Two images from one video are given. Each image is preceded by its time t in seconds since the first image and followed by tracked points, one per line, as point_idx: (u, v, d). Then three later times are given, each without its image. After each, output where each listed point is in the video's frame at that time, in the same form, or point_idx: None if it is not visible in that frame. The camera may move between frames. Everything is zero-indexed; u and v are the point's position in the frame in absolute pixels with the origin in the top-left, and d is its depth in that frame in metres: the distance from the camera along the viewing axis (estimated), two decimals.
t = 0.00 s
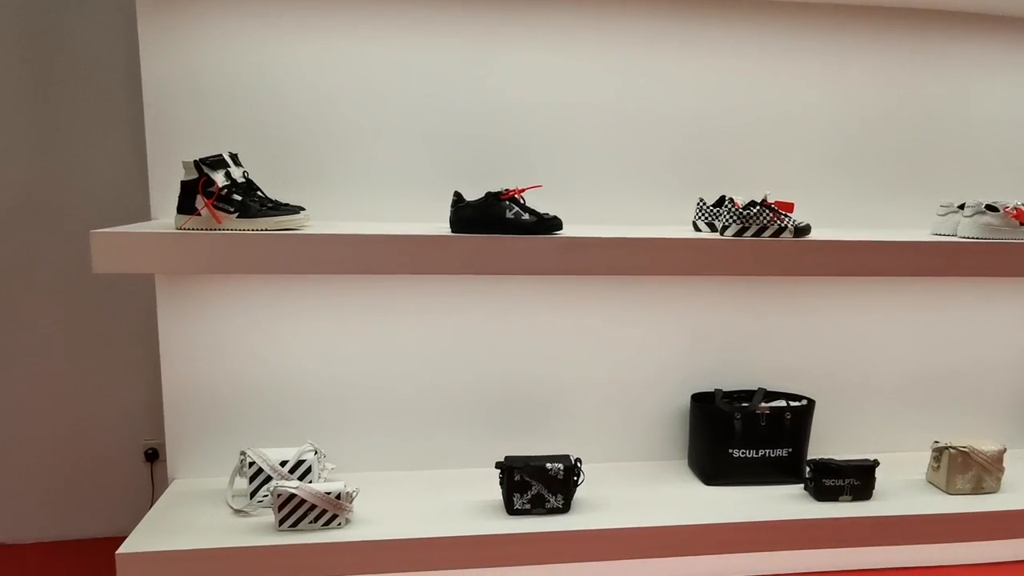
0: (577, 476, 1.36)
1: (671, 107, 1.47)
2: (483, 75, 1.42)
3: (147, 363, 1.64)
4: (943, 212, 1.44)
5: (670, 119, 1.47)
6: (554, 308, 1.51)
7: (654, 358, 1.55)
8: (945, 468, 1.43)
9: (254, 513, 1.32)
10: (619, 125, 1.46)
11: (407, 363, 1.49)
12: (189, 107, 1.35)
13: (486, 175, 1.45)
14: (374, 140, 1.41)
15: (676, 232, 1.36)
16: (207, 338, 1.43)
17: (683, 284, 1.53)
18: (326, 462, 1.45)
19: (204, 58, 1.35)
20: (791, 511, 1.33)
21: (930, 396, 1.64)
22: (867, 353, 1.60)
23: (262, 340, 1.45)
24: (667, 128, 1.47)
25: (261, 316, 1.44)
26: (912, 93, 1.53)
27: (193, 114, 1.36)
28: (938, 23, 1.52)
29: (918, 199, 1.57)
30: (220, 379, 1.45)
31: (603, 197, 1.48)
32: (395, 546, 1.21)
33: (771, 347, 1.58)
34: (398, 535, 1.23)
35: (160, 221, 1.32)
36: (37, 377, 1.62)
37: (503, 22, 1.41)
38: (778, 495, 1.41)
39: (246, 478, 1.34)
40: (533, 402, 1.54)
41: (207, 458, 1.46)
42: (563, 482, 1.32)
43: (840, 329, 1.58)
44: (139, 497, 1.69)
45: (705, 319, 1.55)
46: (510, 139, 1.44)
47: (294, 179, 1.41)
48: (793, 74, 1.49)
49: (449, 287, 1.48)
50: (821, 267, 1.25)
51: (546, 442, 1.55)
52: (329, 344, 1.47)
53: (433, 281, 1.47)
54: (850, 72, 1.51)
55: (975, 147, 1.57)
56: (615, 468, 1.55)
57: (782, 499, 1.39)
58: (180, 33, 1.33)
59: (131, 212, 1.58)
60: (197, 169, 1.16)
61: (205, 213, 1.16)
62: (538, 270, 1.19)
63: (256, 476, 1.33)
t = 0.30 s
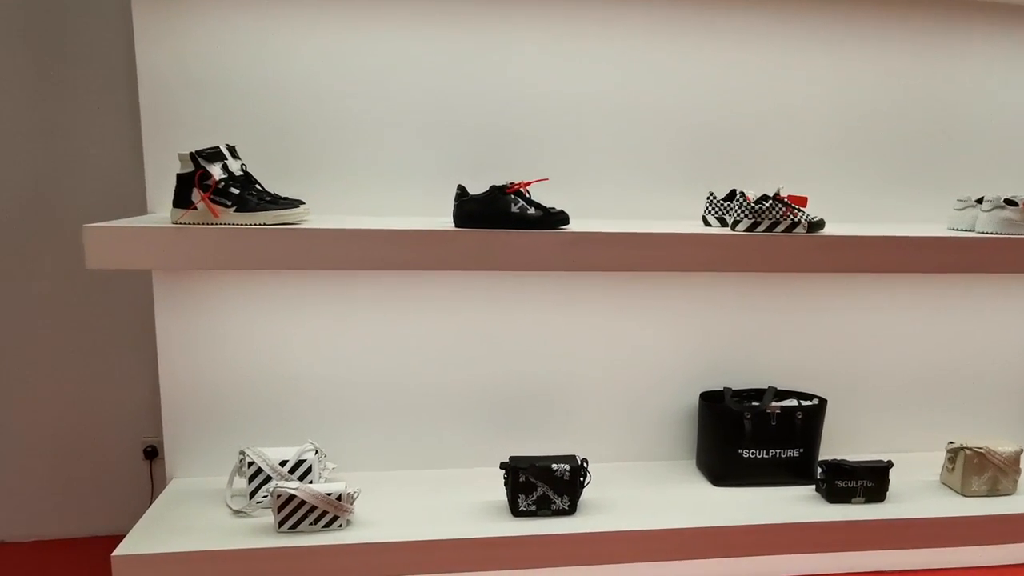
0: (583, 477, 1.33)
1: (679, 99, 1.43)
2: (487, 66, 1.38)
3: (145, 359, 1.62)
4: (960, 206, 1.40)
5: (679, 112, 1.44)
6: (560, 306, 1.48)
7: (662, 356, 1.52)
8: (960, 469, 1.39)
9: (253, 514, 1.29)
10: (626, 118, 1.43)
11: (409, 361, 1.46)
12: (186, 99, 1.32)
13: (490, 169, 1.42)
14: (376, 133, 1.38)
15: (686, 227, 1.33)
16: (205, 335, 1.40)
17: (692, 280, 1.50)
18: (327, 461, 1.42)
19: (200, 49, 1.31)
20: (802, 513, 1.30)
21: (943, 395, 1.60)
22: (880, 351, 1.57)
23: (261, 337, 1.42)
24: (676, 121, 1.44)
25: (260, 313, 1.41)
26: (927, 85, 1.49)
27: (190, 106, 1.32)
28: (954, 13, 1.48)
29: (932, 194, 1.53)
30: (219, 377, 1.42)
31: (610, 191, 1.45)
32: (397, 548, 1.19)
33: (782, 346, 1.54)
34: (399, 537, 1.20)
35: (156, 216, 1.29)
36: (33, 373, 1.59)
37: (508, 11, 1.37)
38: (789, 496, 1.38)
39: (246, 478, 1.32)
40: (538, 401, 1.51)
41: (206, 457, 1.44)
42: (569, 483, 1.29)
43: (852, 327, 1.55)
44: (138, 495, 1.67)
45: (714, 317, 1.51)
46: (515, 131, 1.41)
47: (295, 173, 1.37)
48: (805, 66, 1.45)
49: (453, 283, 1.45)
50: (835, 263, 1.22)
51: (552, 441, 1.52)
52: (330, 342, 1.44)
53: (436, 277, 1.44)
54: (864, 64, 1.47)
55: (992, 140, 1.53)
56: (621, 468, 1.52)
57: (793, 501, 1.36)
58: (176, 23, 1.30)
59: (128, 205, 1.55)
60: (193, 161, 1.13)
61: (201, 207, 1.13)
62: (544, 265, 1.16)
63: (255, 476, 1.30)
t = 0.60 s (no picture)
0: (594, 487, 1.29)
1: (693, 98, 1.39)
2: (495, 65, 1.35)
3: (145, 364, 1.58)
4: (984, 208, 1.36)
5: (693, 111, 1.40)
6: (570, 310, 1.44)
7: (674, 362, 1.48)
8: (982, 480, 1.35)
9: (256, 525, 1.26)
10: (639, 118, 1.39)
11: (416, 367, 1.43)
12: (186, 100, 1.29)
13: (499, 171, 1.38)
14: (382, 133, 1.34)
15: (701, 230, 1.29)
16: (207, 341, 1.37)
17: (705, 284, 1.46)
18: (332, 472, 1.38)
19: (201, 48, 1.28)
20: (820, 525, 1.26)
21: (963, 402, 1.56)
22: (898, 357, 1.53)
23: (265, 343, 1.39)
24: (690, 121, 1.40)
25: (263, 318, 1.38)
26: (949, 83, 1.45)
27: (190, 107, 1.29)
28: (976, 9, 1.43)
29: (953, 196, 1.49)
30: (221, 384, 1.38)
31: (621, 193, 1.41)
32: (404, 561, 1.15)
33: (797, 351, 1.50)
34: (406, 550, 1.17)
35: (156, 220, 1.26)
36: (32, 378, 1.56)
37: (514, 7, 1.33)
38: (806, 507, 1.34)
39: (248, 488, 1.28)
40: (547, 408, 1.47)
41: (209, 465, 1.41)
42: (580, 494, 1.25)
43: (870, 332, 1.51)
44: (140, 502, 1.64)
45: (728, 322, 1.48)
46: (524, 131, 1.37)
47: (299, 175, 1.34)
48: (823, 64, 1.41)
49: (461, 288, 1.41)
50: (856, 268, 1.18)
51: (562, 449, 1.49)
52: (334, 348, 1.40)
53: (443, 282, 1.41)
54: (883, 62, 1.43)
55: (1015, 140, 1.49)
56: (633, 476, 1.48)
57: (810, 512, 1.32)
58: (176, 21, 1.27)
59: (127, 207, 1.51)
60: (192, 164, 1.10)
61: (201, 212, 1.09)
62: (556, 271, 1.12)
63: (258, 485, 1.27)
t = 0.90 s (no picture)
0: (607, 499, 1.26)
1: (708, 101, 1.36)
2: (505, 69, 1.32)
3: (151, 371, 1.57)
4: (1008, 214, 1.32)
5: (708, 115, 1.37)
6: (582, 318, 1.41)
7: (688, 371, 1.45)
8: (1005, 491, 1.31)
9: (262, 537, 1.23)
10: (652, 122, 1.36)
11: (425, 376, 1.40)
12: (192, 105, 1.26)
13: (510, 176, 1.35)
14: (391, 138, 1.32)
15: (716, 236, 1.26)
16: (212, 349, 1.35)
17: (720, 291, 1.43)
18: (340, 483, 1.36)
19: (207, 53, 1.26)
20: (840, 539, 1.23)
21: (985, 411, 1.52)
22: (918, 365, 1.49)
23: (272, 351, 1.36)
24: (705, 125, 1.37)
25: (270, 326, 1.36)
26: (970, 86, 1.42)
27: (196, 112, 1.27)
28: (999, 9, 1.40)
29: (975, 200, 1.45)
30: (227, 392, 1.36)
31: (635, 198, 1.38)
32: None
33: (814, 360, 1.47)
34: (415, 563, 1.14)
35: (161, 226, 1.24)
36: (37, 386, 1.54)
37: (523, 9, 1.31)
38: (825, 520, 1.30)
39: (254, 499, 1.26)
40: (558, 417, 1.44)
41: (215, 474, 1.39)
42: (593, 506, 1.22)
43: (889, 340, 1.48)
44: (146, 509, 1.62)
45: (743, 329, 1.45)
46: (535, 135, 1.34)
47: (307, 181, 1.32)
48: (841, 66, 1.38)
49: (471, 295, 1.39)
50: (877, 276, 1.15)
51: (573, 459, 1.46)
52: (342, 356, 1.38)
53: (453, 289, 1.38)
54: (903, 64, 1.39)
55: None
56: (646, 486, 1.45)
57: (829, 525, 1.28)
58: (182, 26, 1.25)
59: (133, 212, 1.49)
60: (197, 170, 1.08)
61: (206, 219, 1.07)
62: (568, 278, 1.09)
63: (264, 497, 1.24)
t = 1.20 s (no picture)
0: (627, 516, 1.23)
1: (731, 107, 1.33)
2: (522, 75, 1.29)
3: (163, 381, 1.55)
4: None
5: (730, 121, 1.33)
6: (601, 329, 1.38)
7: (710, 384, 1.41)
8: None
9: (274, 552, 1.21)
10: (673, 128, 1.32)
11: (440, 388, 1.38)
12: (206, 114, 1.25)
13: (527, 184, 1.33)
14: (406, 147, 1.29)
15: (740, 246, 1.22)
16: (225, 361, 1.33)
17: (743, 302, 1.39)
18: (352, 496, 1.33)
19: (221, 61, 1.24)
20: (869, 559, 1.19)
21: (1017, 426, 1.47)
22: (948, 378, 1.44)
23: (285, 363, 1.34)
24: (727, 131, 1.33)
25: (283, 337, 1.33)
26: (1002, 90, 1.37)
27: (210, 121, 1.25)
28: None
29: (1008, 208, 1.41)
30: (240, 404, 1.34)
31: (655, 207, 1.34)
32: None
33: (840, 372, 1.43)
34: None
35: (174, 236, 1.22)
36: (49, 396, 1.53)
37: (541, 14, 1.28)
38: (853, 539, 1.26)
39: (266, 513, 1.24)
40: (576, 430, 1.41)
41: (227, 487, 1.36)
42: (612, 524, 1.19)
43: (918, 352, 1.43)
44: (159, 520, 1.60)
45: (767, 341, 1.41)
46: (553, 143, 1.32)
47: (321, 190, 1.30)
48: (868, 71, 1.34)
49: (487, 306, 1.36)
50: (909, 287, 1.10)
51: (592, 473, 1.43)
52: (357, 368, 1.36)
53: (469, 300, 1.35)
54: (932, 69, 1.35)
55: None
56: (667, 502, 1.41)
57: (858, 544, 1.24)
58: (195, 34, 1.23)
59: (147, 221, 1.48)
60: (210, 181, 1.07)
61: (219, 229, 1.06)
62: (588, 290, 1.06)
63: (276, 511, 1.22)
